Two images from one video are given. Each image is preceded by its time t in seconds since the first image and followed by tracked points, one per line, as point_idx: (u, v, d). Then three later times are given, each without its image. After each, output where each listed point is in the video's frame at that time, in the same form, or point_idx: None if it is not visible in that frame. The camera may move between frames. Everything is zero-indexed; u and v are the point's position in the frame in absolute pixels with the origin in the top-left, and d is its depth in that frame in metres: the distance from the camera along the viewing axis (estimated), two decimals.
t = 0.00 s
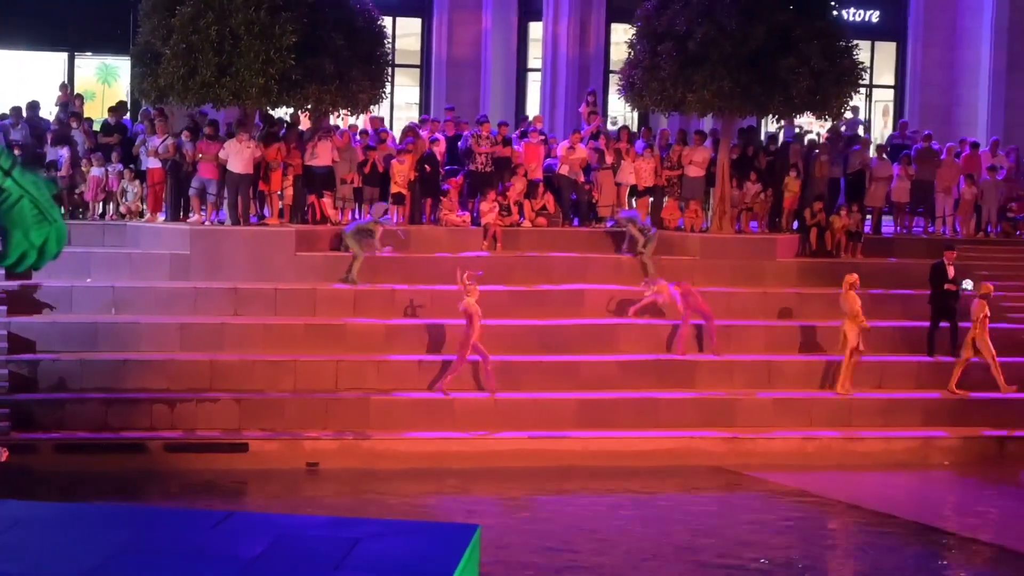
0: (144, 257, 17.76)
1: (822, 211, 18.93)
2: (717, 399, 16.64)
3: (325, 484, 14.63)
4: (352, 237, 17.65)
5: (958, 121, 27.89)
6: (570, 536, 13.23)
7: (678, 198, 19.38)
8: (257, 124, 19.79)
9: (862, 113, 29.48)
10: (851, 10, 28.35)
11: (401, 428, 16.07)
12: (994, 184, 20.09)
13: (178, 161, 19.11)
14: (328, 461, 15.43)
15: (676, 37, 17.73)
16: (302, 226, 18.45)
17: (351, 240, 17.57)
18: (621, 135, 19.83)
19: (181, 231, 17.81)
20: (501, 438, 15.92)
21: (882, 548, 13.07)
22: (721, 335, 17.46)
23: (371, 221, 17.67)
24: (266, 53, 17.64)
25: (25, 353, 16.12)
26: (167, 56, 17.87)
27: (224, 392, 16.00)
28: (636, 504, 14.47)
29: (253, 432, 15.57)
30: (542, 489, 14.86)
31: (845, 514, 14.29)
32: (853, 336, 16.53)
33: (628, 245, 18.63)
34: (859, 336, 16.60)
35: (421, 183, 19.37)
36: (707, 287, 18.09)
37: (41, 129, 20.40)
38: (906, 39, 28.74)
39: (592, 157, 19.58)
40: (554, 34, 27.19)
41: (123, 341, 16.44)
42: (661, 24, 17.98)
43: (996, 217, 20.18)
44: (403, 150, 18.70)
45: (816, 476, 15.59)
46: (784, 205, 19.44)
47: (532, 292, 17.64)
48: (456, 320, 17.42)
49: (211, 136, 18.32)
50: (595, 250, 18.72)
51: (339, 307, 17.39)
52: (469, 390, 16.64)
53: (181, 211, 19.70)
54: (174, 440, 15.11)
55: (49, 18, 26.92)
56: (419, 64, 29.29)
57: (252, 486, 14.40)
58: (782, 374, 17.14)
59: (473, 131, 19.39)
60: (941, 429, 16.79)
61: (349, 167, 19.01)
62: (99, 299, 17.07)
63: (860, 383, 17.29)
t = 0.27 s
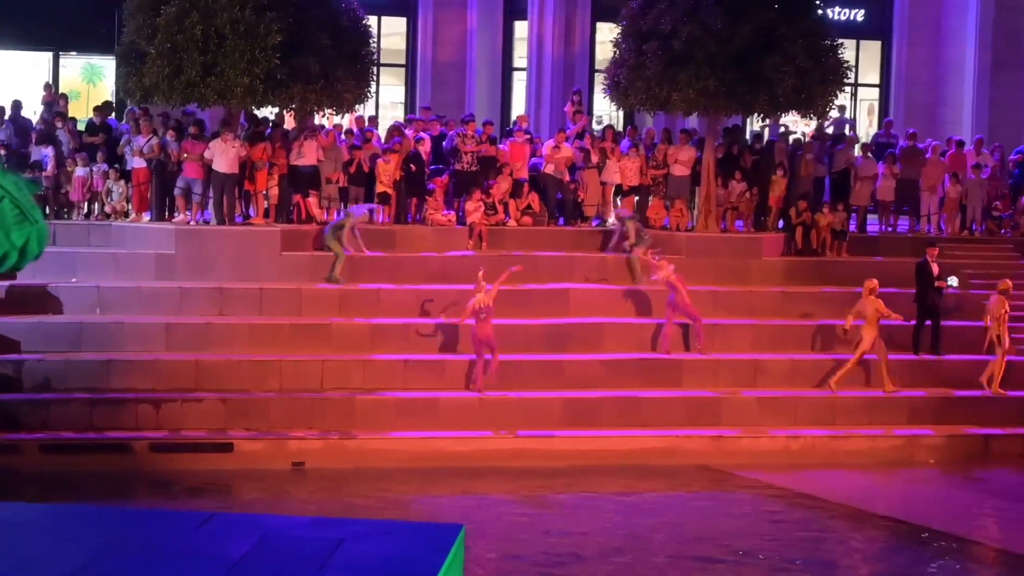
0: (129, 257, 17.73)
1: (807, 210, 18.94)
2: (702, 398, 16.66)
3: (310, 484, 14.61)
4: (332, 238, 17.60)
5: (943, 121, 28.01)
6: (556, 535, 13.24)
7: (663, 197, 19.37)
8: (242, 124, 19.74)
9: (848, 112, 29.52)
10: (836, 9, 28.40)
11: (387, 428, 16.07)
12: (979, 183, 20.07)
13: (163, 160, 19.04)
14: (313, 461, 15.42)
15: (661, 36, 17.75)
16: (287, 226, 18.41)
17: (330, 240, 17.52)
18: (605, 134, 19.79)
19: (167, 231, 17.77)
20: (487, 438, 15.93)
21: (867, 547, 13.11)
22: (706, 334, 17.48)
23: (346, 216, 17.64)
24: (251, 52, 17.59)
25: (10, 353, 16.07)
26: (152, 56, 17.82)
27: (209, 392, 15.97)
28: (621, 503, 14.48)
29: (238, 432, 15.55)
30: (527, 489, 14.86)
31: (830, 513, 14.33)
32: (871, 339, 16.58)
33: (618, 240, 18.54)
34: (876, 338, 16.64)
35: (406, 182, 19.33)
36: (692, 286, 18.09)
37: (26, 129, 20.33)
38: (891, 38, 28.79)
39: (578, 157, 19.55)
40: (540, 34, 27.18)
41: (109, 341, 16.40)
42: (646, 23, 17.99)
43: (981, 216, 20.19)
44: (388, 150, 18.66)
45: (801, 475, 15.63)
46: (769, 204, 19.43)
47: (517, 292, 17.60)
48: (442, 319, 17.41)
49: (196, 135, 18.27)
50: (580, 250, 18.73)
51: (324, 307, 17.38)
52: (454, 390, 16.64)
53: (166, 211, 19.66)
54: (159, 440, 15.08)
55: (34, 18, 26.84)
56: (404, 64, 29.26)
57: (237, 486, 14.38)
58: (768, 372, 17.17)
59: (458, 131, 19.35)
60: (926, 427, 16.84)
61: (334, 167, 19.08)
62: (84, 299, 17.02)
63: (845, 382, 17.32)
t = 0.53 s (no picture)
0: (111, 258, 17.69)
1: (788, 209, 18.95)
2: (683, 398, 16.70)
3: (292, 484, 14.59)
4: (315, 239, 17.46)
5: (922, 120, 27.86)
6: (539, 535, 13.25)
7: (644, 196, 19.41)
8: (223, 124, 19.69)
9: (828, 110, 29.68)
10: (816, 8, 28.54)
11: (369, 428, 16.07)
12: (958, 181, 20.15)
13: (144, 161, 18.93)
14: (295, 462, 15.40)
15: (641, 36, 17.77)
16: (269, 227, 18.36)
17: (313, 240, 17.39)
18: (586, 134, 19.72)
19: (148, 232, 17.72)
20: (469, 438, 15.94)
21: (849, 544, 13.14)
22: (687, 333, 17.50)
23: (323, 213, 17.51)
24: (232, 52, 17.53)
25: None
26: (132, 56, 17.77)
27: (191, 393, 15.93)
28: (603, 502, 14.51)
29: (220, 433, 15.51)
30: (509, 488, 14.88)
31: (811, 512, 14.38)
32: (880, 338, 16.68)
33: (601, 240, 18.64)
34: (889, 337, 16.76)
35: (387, 181, 19.27)
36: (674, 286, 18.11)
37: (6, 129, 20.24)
38: (871, 37, 28.96)
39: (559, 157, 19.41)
40: (520, 34, 27.19)
41: (90, 342, 16.35)
42: (626, 22, 18.00)
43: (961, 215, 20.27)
44: (369, 150, 18.60)
45: (782, 474, 15.68)
46: (750, 204, 19.44)
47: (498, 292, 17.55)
48: (423, 320, 17.40)
49: (176, 136, 18.22)
50: (560, 249, 18.74)
51: (305, 307, 17.35)
52: (437, 390, 16.64)
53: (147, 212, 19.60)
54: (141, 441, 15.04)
55: (12, 18, 26.71)
56: (385, 64, 29.25)
57: (219, 486, 14.35)
58: (749, 372, 17.21)
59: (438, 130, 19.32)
60: (907, 426, 16.90)
61: (316, 167, 18.91)
62: (65, 300, 16.96)
63: (826, 381, 17.36)
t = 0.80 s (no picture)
0: (67, 257, 17.57)
1: (746, 210, 19.01)
2: (641, 397, 16.76)
3: (250, 485, 14.53)
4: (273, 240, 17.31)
5: (881, 121, 28.21)
6: (498, 535, 13.26)
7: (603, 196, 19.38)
8: (181, 123, 19.58)
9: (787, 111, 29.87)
10: (775, 9, 28.73)
11: (327, 428, 16.03)
12: (915, 182, 20.30)
13: (101, 160, 18.81)
14: (253, 462, 15.35)
15: (599, 37, 17.84)
16: (227, 226, 18.23)
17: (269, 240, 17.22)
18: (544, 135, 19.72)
19: (105, 231, 17.61)
20: (428, 438, 15.93)
21: (806, 545, 13.23)
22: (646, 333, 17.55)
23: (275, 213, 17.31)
24: (188, 50, 17.39)
25: None
26: (91, 55, 17.65)
27: (148, 393, 15.83)
28: (562, 502, 14.54)
29: (177, 433, 15.42)
30: (468, 489, 14.89)
31: (769, 512, 14.46)
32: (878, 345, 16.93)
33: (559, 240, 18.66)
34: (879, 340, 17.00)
35: (346, 181, 19.17)
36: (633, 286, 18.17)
37: None
38: (829, 37, 29.19)
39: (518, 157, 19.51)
40: (479, 33, 27.18)
41: (46, 342, 16.24)
42: (586, 23, 18.02)
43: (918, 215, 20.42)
44: (328, 149, 18.52)
45: (739, 474, 15.79)
46: (709, 205, 19.43)
47: (458, 292, 17.62)
48: (382, 320, 17.35)
49: (134, 135, 18.10)
50: (518, 249, 18.75)
51: (263, 307, 17.27)
52: (396, 390, 16.62)
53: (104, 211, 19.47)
54: (97, 441, 14.95)
55: None
56: (344, 64, 29.19)
57: (177, 486, 14.27)
58: (707, 371, 17.29)
59: (397, 130, 19.26)
60: (864, 426, 17.00)
61: (276, 165, 18.54)
62: (21, 300, 16.83)
63: (783, 381, 17.44)
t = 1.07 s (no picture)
0: (20, 259, 17.42)
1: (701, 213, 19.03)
2: (596, 400, 16.82)
3: (204, 490, 14.45)
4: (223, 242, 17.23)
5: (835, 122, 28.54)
6: (454, 544, 13.27)
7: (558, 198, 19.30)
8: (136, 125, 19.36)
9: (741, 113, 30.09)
10: (729, 11, 28.95)
11: (283, 430, 15.99)
12: (869, 184, 20.38)
13: (55, 162, 18.52)
14: (208, 464, 15.29)
15: (554, 39, 17.85)
16: (181, 228, 18.11)
17: (220, 241, 17.16)
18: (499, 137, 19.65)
19: (58, 233, 17.47)
20: (384, 441, 15.91)
21: (761, 556, 13.34)
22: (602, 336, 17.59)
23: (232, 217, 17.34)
24: (142, 52, 17.30)
25: None
26: (43, 56, 17.46)
27: (102, 396, 15.75)
28: (517, 506, 14.59)
29: (132, 436, 15.34)
30: (423, 492, 14.90)
31: (724, 517, 14.55)
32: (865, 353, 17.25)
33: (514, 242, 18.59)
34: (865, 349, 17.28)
35: (301, 184, 19.04)
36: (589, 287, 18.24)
37: None
38: (784, 40, 29.48)
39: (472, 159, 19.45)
40: (434, 35, 27.19)
41: None
42: (541, 24, 18.02)
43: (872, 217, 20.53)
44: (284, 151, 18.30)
45: (693, 476, 15.90)
46: (665, 206, 19.56)
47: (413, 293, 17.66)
48: (338, 322, 17.30)
49: (88, 136, 17.95)
50: (473, 250, 18.70)
51: (218, 309, 17.16)
52: (351, 393, 16.57)
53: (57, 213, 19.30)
54: (51, 444, 14.87)
55: None
56: (298, 65, 29.13)
57: (131, 490, 14.20)
58: (662, 373, 17.37)
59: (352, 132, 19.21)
60: (819, 426, 17.09)
61: (230, 168, 18.33)
62: None
63: (737, 382, 17.53)
